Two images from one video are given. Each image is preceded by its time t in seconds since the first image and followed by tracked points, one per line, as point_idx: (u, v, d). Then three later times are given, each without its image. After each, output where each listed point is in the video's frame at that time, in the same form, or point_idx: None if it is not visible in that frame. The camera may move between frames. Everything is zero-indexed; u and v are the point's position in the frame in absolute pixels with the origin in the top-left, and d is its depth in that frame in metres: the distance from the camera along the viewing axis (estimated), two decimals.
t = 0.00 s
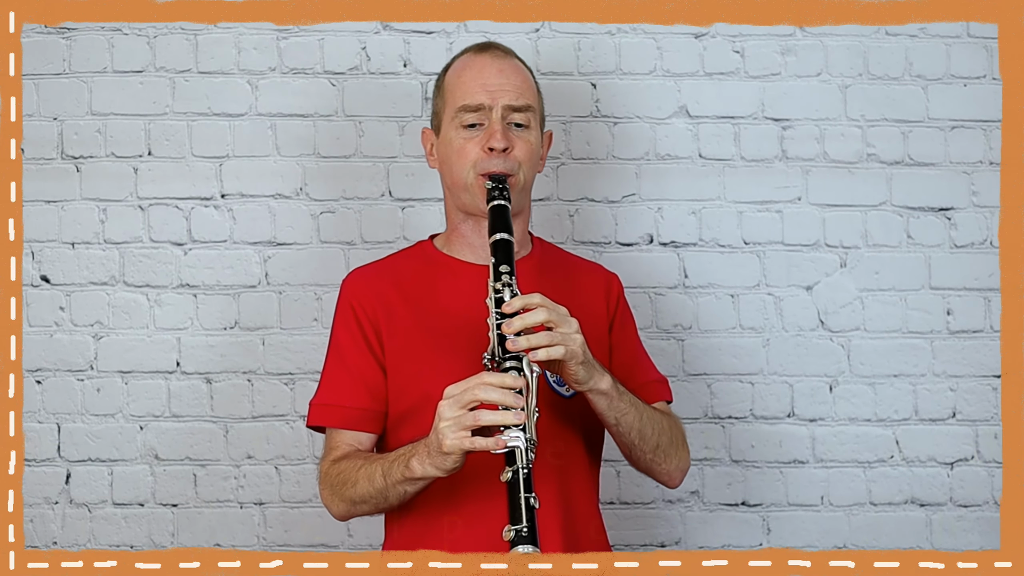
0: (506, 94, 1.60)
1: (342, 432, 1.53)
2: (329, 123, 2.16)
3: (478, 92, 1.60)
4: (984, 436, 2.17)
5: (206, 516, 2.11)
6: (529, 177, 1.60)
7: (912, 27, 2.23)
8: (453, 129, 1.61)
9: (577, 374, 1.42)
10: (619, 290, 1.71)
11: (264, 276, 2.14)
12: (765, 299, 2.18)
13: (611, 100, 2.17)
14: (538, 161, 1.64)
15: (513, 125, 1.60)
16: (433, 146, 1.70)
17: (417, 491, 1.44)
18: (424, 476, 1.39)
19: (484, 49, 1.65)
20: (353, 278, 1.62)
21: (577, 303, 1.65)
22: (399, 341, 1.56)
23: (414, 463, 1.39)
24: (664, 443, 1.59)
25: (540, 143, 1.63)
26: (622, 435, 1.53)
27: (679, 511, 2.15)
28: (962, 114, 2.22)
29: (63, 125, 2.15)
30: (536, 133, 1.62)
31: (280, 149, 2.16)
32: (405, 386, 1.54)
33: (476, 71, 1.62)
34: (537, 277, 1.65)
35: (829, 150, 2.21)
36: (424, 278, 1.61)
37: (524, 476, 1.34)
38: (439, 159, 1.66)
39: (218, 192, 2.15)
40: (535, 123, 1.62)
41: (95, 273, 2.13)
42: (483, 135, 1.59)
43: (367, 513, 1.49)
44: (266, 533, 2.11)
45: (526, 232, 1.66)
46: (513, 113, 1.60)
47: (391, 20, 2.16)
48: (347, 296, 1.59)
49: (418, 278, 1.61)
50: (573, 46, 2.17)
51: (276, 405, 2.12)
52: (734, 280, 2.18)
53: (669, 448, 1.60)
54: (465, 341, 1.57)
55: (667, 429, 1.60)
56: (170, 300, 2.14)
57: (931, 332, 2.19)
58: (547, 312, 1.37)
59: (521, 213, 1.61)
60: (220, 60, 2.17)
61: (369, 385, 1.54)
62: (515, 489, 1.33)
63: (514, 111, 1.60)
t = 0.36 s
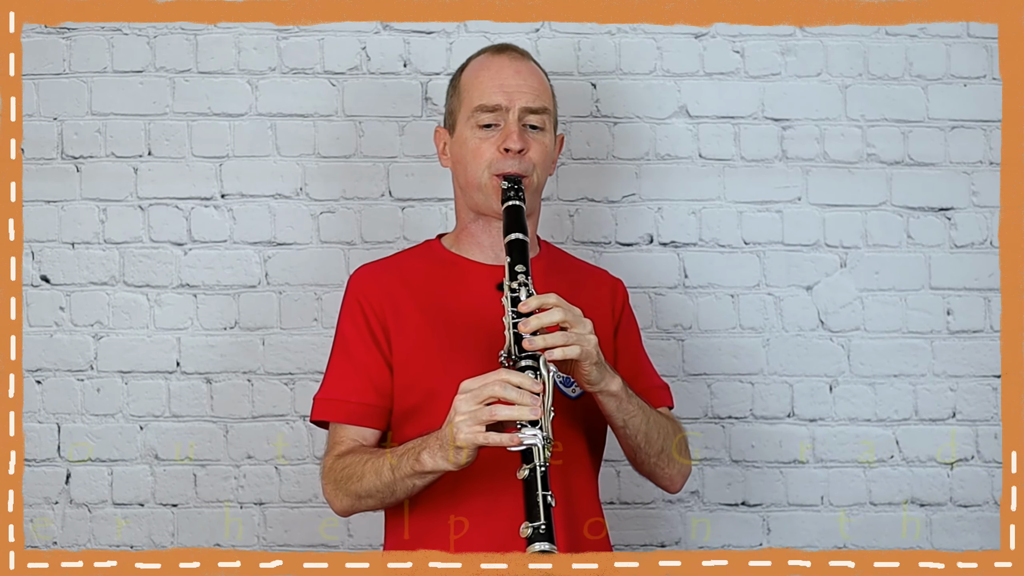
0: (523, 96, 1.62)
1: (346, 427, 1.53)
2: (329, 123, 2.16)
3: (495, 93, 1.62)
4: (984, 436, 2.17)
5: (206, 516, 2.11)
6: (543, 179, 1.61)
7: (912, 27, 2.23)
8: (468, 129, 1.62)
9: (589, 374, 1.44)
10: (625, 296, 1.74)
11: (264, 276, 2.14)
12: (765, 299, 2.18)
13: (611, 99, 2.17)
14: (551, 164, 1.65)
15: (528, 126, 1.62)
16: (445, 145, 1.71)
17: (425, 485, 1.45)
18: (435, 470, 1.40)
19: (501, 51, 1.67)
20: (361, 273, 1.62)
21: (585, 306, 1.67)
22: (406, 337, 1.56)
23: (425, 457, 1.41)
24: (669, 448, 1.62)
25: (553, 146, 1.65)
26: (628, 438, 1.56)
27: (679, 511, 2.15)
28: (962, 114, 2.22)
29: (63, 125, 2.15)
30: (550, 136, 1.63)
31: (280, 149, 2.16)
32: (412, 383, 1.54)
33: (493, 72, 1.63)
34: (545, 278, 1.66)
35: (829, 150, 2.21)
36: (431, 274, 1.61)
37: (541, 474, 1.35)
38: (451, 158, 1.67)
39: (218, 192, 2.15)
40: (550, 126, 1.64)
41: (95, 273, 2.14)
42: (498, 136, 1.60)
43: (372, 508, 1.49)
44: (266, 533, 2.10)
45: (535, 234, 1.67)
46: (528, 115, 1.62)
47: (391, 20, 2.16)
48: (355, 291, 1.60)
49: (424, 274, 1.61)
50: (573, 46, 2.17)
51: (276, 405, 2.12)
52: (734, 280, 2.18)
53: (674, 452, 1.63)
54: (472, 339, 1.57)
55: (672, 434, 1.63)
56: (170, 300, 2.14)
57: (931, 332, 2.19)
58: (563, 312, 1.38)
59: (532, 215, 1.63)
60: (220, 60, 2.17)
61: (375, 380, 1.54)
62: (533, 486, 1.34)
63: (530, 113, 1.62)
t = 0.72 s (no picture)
0: (533, 97, 1.62)
1: (349, 427, 1.53)
2: (329, 123, 2.16)
3: (504, 93, 1.62)
4: (984, 436, 2.17)
5: (206, 516, 2.10)
6: (550, 181, 1.61)
7: (912, 27, 2.23)
8: (476, 129, 1.62)
9: (594, 374, 1.45)
10: (627, 298, 1.74)
11: (264, 276, 2.14)
12: (765, 298, 2.18)
13: (611, 99, 2.17)
14: (559, 166, 1.65)
15: (537, 128, 1.62)
16: (453, 144, 1.71)
17: (428, 485, 1.45)
18: (439, 469, 1.41)
19: (511, 52, 1.67)
20: (364, 273, 1.62)
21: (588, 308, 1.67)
22: (409, 337, 1.56)
23: (429, 456, 1.41)
24: (671, 449, 1.62)
25: (562, 148, 1.65)
26: (632, 439, 1.56)
27: (679, 511, 2.15)
28: (962, 114, 2.22)
29: (63, 125, 2.15)
30: (558, 138, 1.63)
31: (280, 149, 2.16)
32: (415, 384, 1.54)
33: (503, 73, 1.63)
34: (550, 278, 1.65)
35: (829, 150, 2.21)
36: (433, 274, 1.61)
37: (546, 472, 1.34)
38: (459, 157, 1.67)
39: (218, 192, 2.15)
40: (559, 128, 1.64)
41: (95, 273, 2.13)
42: (506, 137, 1.60)
43: (374, 507, 1.49)
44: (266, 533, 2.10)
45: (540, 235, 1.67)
46: (538, 116, 1.62)
47: (391, 20, 2.16)
48: (358, 291, 1.60)
49: (427, 274, 1.61)
50: (573, 46, 2.17)
51: (276, 405, 2.12)
52: (734, 280, 2.18)
53: (675, 454, 1.63)
54: (474, 339, 1.57)
55: (674, 436, 1.63)
56: (170, 300, 2.14)
57: (931, 332, 2.19)
58: (570, 312, 1.39)
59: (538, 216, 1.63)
60: (220, 60, 2.17)
61: (378, 380, 1.54)
62: (539, 484, 1.34)
63: (539, 114, 1.62)
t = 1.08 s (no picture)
0: (529, 95, 1.62)
1: (348, 428, 1.53)
2: (329, 123, 2.16)
3: (501, 92, 1.62)
4: (985, 436, 2.17)
5: (206, 516, 2.10)
6: (548, 179, 1.61)
7: (912, 27, 2.23)
8: (474, 128, 1.62)
9: (593, 372, 1.45)
10: (627, 297, 1.74)
11: (264, 276, 2.14)
12: (765, 298, 2.18)
13: (611, 99, 2.17)
14: (557, 164, 1.65)
15: (534, 126, 1.62)
16: (451, 144, 1.71)
17: (428, 486, 1.45)
18: (439, 470, 1.41)
19: (508, 50, 1.67)
20: (363, 273, 1.62)
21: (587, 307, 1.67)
22: (408, 338, 1.56)
23: (429, 457, 1.41)
24: (670, 449, 1.62)
25: (559, 146, 1.65)
26: (631, 438, 1.56)
27: (679, 511, 2.14)
28: (962, 114, 2.22)
29: (63, 125, 2.15)
30: (556, 136, 1.64)
31: (280, 149, 2.16)
32: (414, 384, 1.54)
33: (499, 72, 1.64)
34: (550, 278, 1.65)
35: (829, 150, 2.21)
36: (432, 274, 1.61)
37: (546, 470, 1.34)
38: (457, 156, 1.67)
39: (218, 192, 2.15)
40: (556, 126, 1.64)
41: (95, 273, 2.14)
42: (503, 136, 1.60)
43: (375, 509, 1.49)
44: (266, 533, 2.10)
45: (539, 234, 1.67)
46: (535, 114, 1.62)
47: (391, 20, 2.16)
48: (357, 292, 1.60)
49: (426, 274, 1.61)
50: (573, 46, 2.17)
51: (276, 405, 2.12)
52: (734, 280, 2.18)
53: (675, 453, 1.63)
54: (474, 337, 1.57)
55: (674, 436, 1.63)
56: (170, 300, 2.14)
57: (931, 332, 2.19)
58: (568, 310, 1.39)
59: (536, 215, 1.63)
60: (220, 60, 2.17)
61: (378, 381, 1.54)
62: (538, 482, 1.34)
63: (536, 113, 1.62)
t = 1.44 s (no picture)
0: (525, 95, 1.62)
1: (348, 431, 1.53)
2: (329, 123, 2.16)
3: (497, 93, 1.61)
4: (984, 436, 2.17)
5: (206, 516, 2.10)
6: (545, 180, 1.61)
7: (912, 27, 2.23)
8: (470, 129, 1.62)
9: (592, 375, 1.45)
10: (625, 297, 1.73)
11: (264, 276, 2.14)
12: (765, 298, 2.18)
13: (611, 99, 2.17)
14: (553, 164, 1.66)
15: (530, 126, 1.62)
16: (447, 145, 1.71)
17: (429, 491, 1.45)
18: (439, 476, 1.40)
19: (503, 50, 1.67)
20: (361, 276, 1.62)
21: (586, 308, 1.67)
22: (406, 340, 1.56)
23: (429, 463, 1.41)
24: (670, 449, 1.62)
25: (556, 146, 1.65)
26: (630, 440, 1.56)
27: (679, 511, 2.14)
28: (962, 115, 2.22)
29: (63, 125, 2.15)
30: (552, 136, 1.64)
31: (280, 149, 2.16)
32: (413, 386, 1.54)
33: (495, 72, 1.64)
34: (547, 279, 1.65)
35: (829, 150, 2.21)
36: (431, 276, 1.61)
37: (546, 475, 1.35)
38: (453, 157, 1.67)
39: (218, 192, 2.15)
40: (552, 126, 1.64)
41: (95, 273, 2.13)
42: (500, 136, 1.60)
43: (376, 513, 1.49)
44: (266, 533, 2.11)
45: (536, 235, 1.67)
46: (531, 115, 1.62)
47: (391, 20, 2.16)
48: (356, 295, 1.60)
49: (425, 277, 1.61)
50: (573, 46, 2.17)
51: (276, 405, 2.12)
52: (734, 280, 2.18)
53: (675, 453, 1.63)
54: (474, 339, 1.57)
55: (673, 435, 1.63)
56: (170, 300, 2.14)
57: (931, 332, 2.19)
58: (567, 313, 1.39)
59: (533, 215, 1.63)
60: (220, 60, 2.17)
61: (376, 383, 1.54)
62: (538, 488, 1.34)
63: (533, 113, 1.62)
